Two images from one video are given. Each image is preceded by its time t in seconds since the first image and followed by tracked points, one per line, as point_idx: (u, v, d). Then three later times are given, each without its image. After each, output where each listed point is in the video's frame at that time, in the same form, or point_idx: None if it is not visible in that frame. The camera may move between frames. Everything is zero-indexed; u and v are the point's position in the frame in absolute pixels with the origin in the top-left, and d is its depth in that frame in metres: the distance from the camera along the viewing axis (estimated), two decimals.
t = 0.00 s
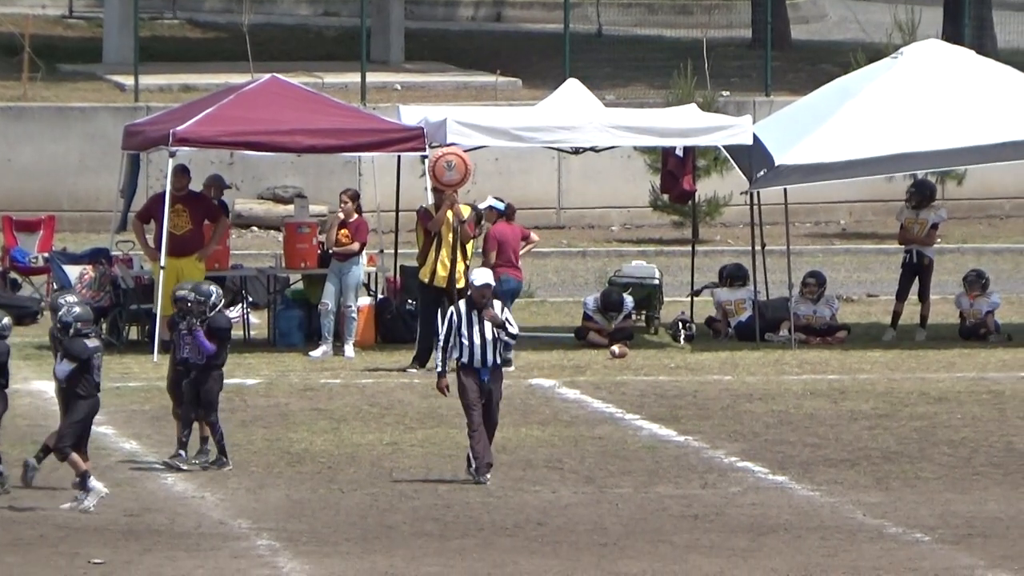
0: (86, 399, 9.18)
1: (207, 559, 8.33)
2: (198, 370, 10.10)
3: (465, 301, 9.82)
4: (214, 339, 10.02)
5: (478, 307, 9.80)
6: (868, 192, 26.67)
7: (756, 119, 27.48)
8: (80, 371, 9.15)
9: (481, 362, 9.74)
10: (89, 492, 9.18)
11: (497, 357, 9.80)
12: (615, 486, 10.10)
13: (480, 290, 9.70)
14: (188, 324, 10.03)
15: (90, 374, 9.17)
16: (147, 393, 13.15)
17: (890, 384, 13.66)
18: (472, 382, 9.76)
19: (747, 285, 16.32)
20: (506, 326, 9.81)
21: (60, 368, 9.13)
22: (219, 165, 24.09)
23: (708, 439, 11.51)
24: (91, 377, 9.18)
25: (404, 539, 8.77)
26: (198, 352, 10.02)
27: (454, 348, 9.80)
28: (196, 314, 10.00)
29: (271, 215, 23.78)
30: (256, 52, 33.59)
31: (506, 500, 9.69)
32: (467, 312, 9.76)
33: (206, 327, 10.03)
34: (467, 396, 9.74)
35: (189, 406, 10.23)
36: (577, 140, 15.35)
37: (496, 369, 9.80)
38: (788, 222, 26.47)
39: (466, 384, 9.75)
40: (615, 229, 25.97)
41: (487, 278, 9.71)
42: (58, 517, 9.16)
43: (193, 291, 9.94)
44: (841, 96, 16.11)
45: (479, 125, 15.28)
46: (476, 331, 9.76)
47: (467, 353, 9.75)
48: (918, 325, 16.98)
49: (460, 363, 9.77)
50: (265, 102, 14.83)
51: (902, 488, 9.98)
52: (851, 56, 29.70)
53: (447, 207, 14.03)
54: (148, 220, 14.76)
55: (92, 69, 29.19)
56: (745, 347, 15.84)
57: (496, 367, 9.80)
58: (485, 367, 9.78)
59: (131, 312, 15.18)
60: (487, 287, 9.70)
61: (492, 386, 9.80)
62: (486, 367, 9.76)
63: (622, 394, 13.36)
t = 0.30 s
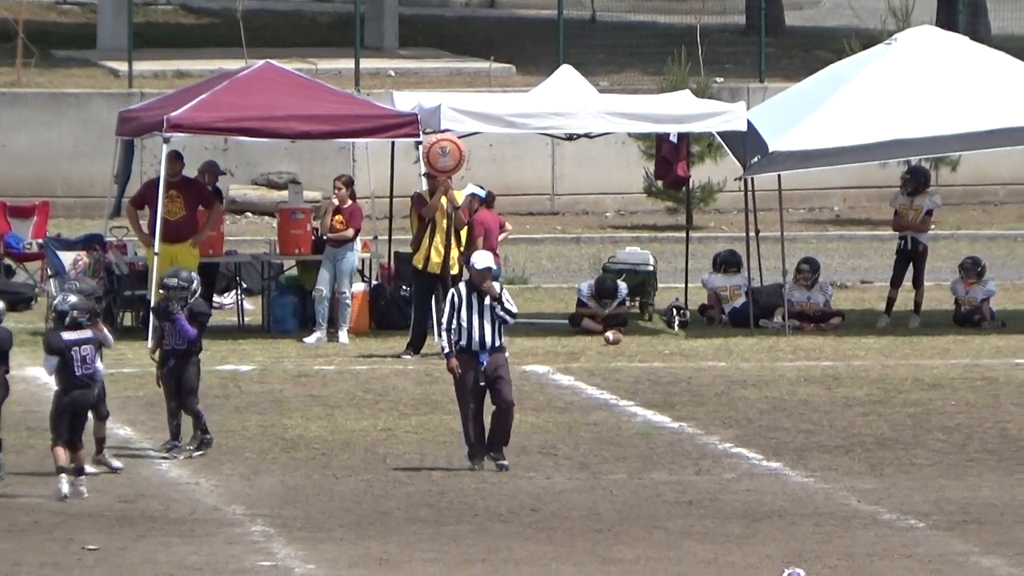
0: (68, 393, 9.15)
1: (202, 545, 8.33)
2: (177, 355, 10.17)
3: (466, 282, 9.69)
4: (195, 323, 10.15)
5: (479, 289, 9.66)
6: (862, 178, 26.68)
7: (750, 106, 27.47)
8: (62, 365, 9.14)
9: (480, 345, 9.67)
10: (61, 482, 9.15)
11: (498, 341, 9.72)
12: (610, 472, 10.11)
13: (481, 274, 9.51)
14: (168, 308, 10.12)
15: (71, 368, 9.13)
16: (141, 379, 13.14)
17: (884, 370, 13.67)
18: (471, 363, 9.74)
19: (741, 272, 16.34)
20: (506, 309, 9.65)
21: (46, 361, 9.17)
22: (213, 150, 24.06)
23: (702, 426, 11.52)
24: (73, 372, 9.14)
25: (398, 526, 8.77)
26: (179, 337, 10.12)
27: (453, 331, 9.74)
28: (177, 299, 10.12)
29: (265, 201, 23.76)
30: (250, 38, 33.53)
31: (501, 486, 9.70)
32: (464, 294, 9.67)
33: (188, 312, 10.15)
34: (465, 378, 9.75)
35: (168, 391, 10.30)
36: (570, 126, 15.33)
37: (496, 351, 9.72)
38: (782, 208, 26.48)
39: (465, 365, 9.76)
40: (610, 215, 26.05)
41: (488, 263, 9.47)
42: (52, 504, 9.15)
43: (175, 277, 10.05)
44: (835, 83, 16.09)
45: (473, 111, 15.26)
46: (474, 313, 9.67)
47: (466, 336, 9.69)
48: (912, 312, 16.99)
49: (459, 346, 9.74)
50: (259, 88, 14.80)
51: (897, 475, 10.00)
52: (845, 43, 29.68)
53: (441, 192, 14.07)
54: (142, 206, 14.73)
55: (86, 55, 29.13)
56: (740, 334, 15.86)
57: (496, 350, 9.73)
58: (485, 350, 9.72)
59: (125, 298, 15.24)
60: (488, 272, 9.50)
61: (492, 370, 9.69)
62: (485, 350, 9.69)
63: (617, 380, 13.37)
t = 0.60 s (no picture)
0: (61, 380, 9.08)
1: (199, 534, 8.32)
2: (166, 344, 10.18)
3: (477, 279, 9.75)
4: (187, 313, 10.14)
5: (488, 286, 9.72)
6: (860, 167, 26.68)
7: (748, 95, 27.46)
8: (53, 352, 9.07)
9: (487, 342, 9.68)
10: (59, 473, 9.16)
11: (505, 339, 9.74)
12: (607, 462, 10.11)
13: (491, 270, 9.64)
14: (158, 298, 10.16)
15: (60, 355, 9.04)
16: (138, 369, 13.13)
17: (882, 360, 13.67)
18: (477, 359, 9.73)
19: (739, 262, 16.39)
20: (516, 308, 9.77)
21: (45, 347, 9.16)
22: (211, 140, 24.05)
23: (700, 415, 11.52)
24: (62, 359, 9.04)
25: (395, 515, 8.77)
26: (170, 328, 10.13)
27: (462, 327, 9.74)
28: (167, 289, 10.14)
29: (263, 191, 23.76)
30: (248, 28, 33.50)
31: (498, 476, 9.70)
32: (477, 290, 9.70)
33: (178, 301, 10.15)
34: (470, 373, 9.74)
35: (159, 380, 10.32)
36: (569, 116, 15.30)
37: (503, 349, 9.73)
38: (780, 197, 26.48)
39: (471, 361, 9.74)
40: (608, 204, 26.08)
41: (500, 260, 9.61)
42: (49, 492, 9.15)
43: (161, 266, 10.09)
44: (833, 72, 16.07)
45: (470, 101, 15.23)
46: (484, 309, 9.69)
47: (473, 332, 9.69)
48: (909, 301, 17.00)
49: (467, 343, 9.74)
50: (259, 78, 14.78)
51: (895, 464, 10.00)
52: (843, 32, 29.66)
53: (439, 181, 14.03)
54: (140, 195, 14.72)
55: (84, 45, 29.11)
56: (738, 324, 15.85)
57: (503, 348, 9.74)
58: (491, 347, 9.72)
59: (123, 288, 15.22)
60: (498, 269, 9.62)
61: (497, 368, 9.73)
62: (492, 347, 9.69)
63: (615, 370, 13.38)
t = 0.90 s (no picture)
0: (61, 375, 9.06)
1: (196, 528, 8.32)
2: (159, 341, 10.19)
3: (489, 268, 9.78)
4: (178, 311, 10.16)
5: (501, 277, 9.74)
6: (856, 161, 26.69)
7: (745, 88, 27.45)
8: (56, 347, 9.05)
9: (496, 331, 9.64)
10: (57, 470, 9.16)
11: (516, 329, 9.70)
12: (604, 455, 10.11)
13: (503, 261, 9.66)
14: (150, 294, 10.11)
15: (61, 351, 9.01)
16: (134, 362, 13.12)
17: (879, 353, 13.67)
18: (487, 349, 9.68)
19: (735, 255, 16.40)
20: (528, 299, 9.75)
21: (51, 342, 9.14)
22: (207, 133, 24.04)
23: (697, 408, 11.53)
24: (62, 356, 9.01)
25: (392, 508, 8.77)
26: (160, 325, 10.12)
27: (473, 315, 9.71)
28: (160, 285, 10.10)
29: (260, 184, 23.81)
30: (244, 21, 33.47)
31: (495, 469, 9.70)
32: (488, 278, 9.71)
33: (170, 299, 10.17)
34: (480, 363, 9.66)
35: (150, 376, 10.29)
36: (565, 109, 15.30)
37: (513, 339, 9.69)
38: (777, 190, 26.47)
39: (482, 351, 9.68)
40: (604, 197, 26.10)
41: (511, 251, 9.63)
42: (46, 486, 9.15)
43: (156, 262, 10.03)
44: (829, 66, 16.07)
45: (467, 94, 15.22)
46: (495, 298, 9.68)
47: (483, 320, 9.67)
48: (906, 294, 17.01)
49: (477, 331, 9.69)
50: (255, 71, 14.76)
51: (892, 457, 10.00)
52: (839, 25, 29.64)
53: (436, 174, 14.04)
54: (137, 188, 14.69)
55: (80, 38, 29.08)
56: (734, 317, 15.84)
57: (513, 337, 9.70)
58: (501, 337, 9.68)
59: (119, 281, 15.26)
60: (510, 258, 9.63)
61: (507, 357, 9.68)
62: (502, 337, 9.66)
63: (611, 363, 13.38)
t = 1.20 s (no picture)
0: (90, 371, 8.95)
1: (196, 520, 8.32)
2: (153, 333, 10.12)
3: (493, 269, 9.71)
4: (172, 302, 10.08)
5: (505, 276, 9.66)
6: (857, 152, 26.69)
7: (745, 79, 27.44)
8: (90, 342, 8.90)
9: (504, 332, 9.59)
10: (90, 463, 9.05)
11: (524, 329, 9.65)
12: (605, 446, 10.11)
13: (507, 259, 9.53)
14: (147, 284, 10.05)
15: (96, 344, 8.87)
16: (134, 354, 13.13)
17: (880, 344, 13.67)
18: (495, 350, 9.62)
19: (735, 246, 16.34)
20: (535, 297, 9.68)
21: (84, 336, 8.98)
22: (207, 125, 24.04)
23: (697, 399, 11.53)
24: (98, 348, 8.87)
25: (393, 500, 8.77)
26: (156, 317, 10.04)
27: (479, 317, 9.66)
28: (155, 276, 10.06)
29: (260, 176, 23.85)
30: (245, 13, 33.45)
31: (495, 460, 9.70)
32: (493, 279, 9.65)
33: (165, 289, 10.07)
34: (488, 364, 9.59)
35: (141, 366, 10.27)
36: (565, 101, 15.28)
37: (521, 339, 9.62)
38: (778, 181, 26.48)
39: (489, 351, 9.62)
40: (604, 188, 26.11)
41: (514, 249, 9.48)
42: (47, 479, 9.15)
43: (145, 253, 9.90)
44: (830, 57, 16.05)
45: (467, 86, 15.20)
46: (501, 299, 9.62)
47: (490, 322, 9.63)
48: (907, 285, 17.00)
49: (484, 331, 9.65)
50: (255, 63, 14.74)
51: (893, 449, 10.00)
52: (840, 16, 29.62)
53: (436, 166, 13.99)
54: (137, 180, 14.69)
55: (81, 30, 29.08)
56: (735, 307, 15.85)
57: (521, 337, 9.64)
58: (509, 338, 9.61)
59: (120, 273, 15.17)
60: (514, 257, 9.49)
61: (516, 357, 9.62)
62: (510, 337, 9.60)
63: (612, 354, 13.38)
